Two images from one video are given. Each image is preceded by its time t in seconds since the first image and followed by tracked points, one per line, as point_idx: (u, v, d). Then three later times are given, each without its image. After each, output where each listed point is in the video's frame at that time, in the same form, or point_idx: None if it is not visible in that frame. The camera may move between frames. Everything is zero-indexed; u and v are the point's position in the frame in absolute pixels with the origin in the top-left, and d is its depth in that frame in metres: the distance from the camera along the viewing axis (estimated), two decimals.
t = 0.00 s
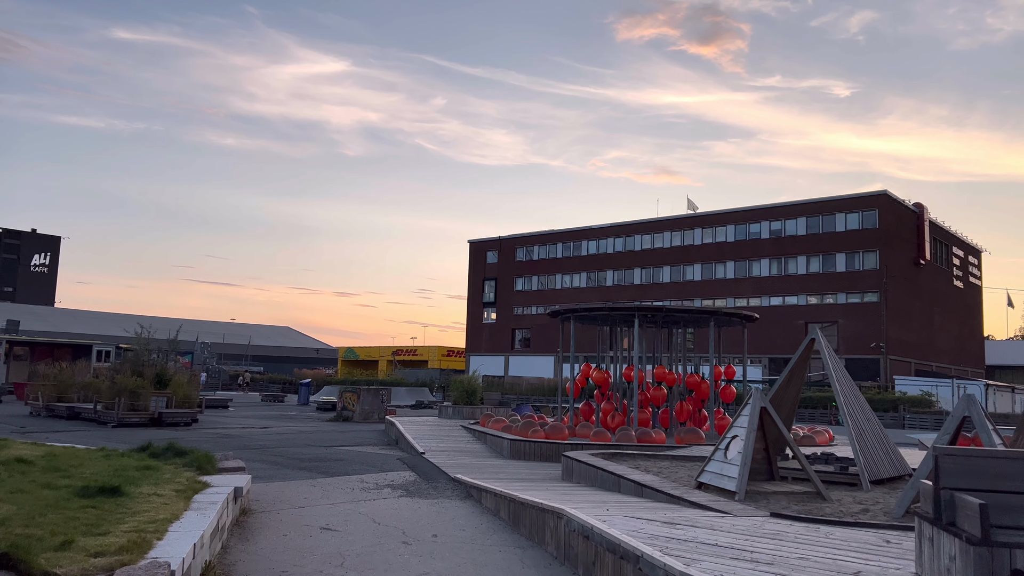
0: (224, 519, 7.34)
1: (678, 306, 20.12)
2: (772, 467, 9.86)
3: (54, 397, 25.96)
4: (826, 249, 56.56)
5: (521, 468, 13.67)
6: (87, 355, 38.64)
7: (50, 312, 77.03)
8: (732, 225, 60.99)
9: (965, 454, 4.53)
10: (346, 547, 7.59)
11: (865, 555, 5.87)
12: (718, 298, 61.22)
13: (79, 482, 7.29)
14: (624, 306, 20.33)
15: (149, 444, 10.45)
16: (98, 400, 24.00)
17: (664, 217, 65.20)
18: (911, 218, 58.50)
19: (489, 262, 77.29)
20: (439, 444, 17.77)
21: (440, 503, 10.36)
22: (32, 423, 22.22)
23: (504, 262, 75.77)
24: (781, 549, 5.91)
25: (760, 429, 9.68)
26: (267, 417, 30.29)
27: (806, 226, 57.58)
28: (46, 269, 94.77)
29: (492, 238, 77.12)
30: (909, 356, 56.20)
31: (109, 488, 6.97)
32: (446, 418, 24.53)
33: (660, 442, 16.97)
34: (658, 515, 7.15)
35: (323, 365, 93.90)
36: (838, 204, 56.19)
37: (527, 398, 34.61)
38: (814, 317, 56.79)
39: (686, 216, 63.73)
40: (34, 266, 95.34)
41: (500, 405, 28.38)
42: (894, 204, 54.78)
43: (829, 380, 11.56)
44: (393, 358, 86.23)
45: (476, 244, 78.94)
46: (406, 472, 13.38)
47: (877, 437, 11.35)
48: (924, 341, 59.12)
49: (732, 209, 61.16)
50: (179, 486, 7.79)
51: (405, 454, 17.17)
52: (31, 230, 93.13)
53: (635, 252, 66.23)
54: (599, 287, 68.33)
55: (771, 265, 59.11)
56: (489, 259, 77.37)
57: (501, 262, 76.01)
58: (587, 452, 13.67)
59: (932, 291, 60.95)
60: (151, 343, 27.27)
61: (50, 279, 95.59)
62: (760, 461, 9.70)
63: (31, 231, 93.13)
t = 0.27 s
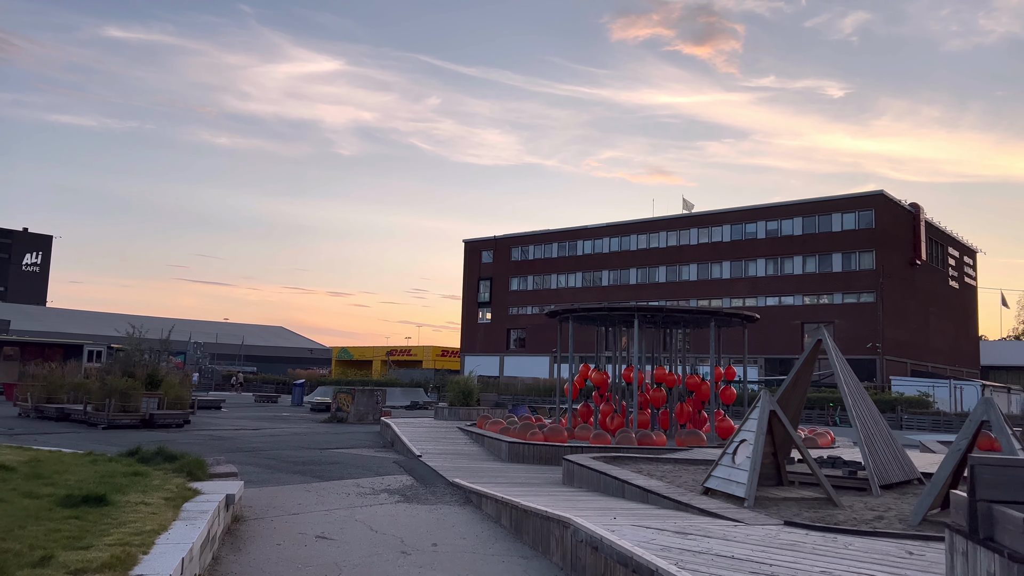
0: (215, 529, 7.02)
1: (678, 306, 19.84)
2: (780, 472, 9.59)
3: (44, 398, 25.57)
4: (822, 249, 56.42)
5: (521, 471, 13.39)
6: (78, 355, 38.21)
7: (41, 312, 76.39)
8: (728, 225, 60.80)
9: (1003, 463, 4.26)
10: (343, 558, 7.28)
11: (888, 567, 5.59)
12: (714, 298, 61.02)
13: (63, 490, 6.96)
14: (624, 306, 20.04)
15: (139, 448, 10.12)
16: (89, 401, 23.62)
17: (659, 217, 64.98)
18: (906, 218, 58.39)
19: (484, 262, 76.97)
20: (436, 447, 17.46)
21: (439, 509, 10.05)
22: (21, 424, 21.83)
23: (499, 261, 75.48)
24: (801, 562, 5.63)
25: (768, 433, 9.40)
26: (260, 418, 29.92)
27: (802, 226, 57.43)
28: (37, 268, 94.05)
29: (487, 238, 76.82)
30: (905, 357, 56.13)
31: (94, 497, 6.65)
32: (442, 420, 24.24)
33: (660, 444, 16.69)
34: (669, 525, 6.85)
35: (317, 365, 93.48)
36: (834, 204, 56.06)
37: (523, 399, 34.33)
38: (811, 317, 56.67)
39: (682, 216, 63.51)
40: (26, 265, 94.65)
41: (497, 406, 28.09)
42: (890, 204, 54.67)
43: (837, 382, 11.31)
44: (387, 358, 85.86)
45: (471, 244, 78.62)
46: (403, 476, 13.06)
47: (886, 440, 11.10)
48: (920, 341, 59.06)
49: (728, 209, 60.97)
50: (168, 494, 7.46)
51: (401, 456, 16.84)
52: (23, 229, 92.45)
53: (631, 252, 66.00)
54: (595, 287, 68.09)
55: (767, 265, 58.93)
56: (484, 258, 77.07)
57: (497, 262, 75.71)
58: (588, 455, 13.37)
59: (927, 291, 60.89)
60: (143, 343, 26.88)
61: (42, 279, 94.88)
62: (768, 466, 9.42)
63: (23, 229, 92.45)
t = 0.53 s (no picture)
0: (208, 532, 6.74)
1: (677, 304, 19.61)
2: (789, 471, 9.34)
3: (32, 397, 25.19)
4: (816, 249, 56.37)
5: (519, 471, 13.15)
6: (67, 354, 37.75)
7: (29, 311, 75.64)
8: (722, 224, 60.67)
9: None
10: (344, 559, 7.04)
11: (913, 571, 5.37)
12: (707, 298, 60.90)
13: (49, 490, 6.68)
14: (622, 303, 19.80)
15: (129, 447, 9.82)
16: (77, 400, 23.24)
17: (653, 216, 64.81)
18: (900, 217, 58.35)
19: (477, 261, 76.67)
20: (432, 446, 17.18)
21: (439, 510, 9.77)
22: (8, 423, 21.42)
23: (492, 260, 75.20)
24: (823, 564, 5.39)
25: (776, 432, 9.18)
26: (252, 417, 29.55)
27: (795, 225, 57.37)
28: (26, 267, 93.15)
29: (480, 236, 76.53)
30: (898, 356, 56.17)
31: (81, 497, 6.36)
32: (437, 419, 23.96)
33: (660, 443, 16.46)
34: (680, 526, 6.59)
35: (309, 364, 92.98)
36: (827, 203, 56.02)
37: (518, 397, 34.08)
38: (804, 316, 56.62)
39: (676, 215, 63.36)
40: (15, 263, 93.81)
41: (492, 405, 27.82)
42: (883, 203, 54.66)
43: (843, 380, 11.08)
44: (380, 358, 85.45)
45: (464, 243, 78.31)
46: (400, 476, 12.77)
47: (893, 439, 10.89)
48: (913, 340, 59.09)
49: (722, 208, 60.86)
50: (159, 495, 7.15)
51: (396, 455, 16.57)
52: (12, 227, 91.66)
53: (624, 251, 65.83)
54: (589, 286, 67.90)
55: (761, 264, 58.83)
56: (477, 257, 76.76)
57: (490, 261, 75.44)
58: (588, 454, 13.11)
59: (920, 291, 60.94)
60: (133, 342, 26.50)
61: (31, 278, 94.01)
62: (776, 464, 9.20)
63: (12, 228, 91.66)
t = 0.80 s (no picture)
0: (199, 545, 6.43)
1: (674, 306, 19.38)
2: (796, 477, 9.12)
3: (16, 398, 24.73)
4: (808, 249, 56.34)
5: (517, 475, 12.89)
6: (52, 355, 37.19)
7: (15, 310, 74.81)
8: (714, 224, 60.56)
9: None
10: (341, 572, 6.75)
11: None
12: (699, 298, 60.78)
13: (29, 502, 6.34)
14: (618, 304, 19.53)
15: (115, 454, 9.49)
16: (62, 401, 22.80)
17: (645, 216, 64.62)
18: (891, 217, 58.39)
19: (468, 261, 76.34)
20: (427, 449, 16.89)
21: (436, 518, 9.48)
22: None
23: (484, 260, 74.89)
24: None
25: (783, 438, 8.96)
26: (242, 419, 29.18)
27: (788, 225, 57.32)
28: (12, 266, 92.19)
29: (471, 236, 76.20)
30: (890, 356, 56.23)
31: (64, 510, 6.04)
32: (430, 421, 23.69)
33: (658, 447, 16.22)
34: (692, 538, 6.34)
35: (298, 365, 92.42)
36: (820, 203, 55.99)
37: (510, 399, 33.82)
38: (796, 316, 56.60)
39: (668, 215, 63.19)
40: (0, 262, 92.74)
41: (485, 406, 27.56)
42: (875, 203, 54.68)
43: (849, 382, 10.83)
44: (370, 358, 85.00)
45: (455, 242, 77.95)
46: (395, 481, 12.47)
47: (899, 443, 10.68)
48: (904, 341, 59.19)
49: (714, 208, 60.73)
50: (147, 505, 6.83)
51: (390, 459, 16.25)
52: None
53: (617, 251, 65.64)
54: (580, 286, 67.68)
55: (753, 265, 58.73)
56: (468, 257, 76.44)
57: (481, 260, 75.12)
58: (587, 458, 12.84)
59: (911, 291, 61.03)
60: (120, 342, 26.10)
61: (18, 277, 93.04)
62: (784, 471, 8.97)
63: None
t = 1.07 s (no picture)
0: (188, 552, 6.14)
1: (669, 305, 19.18)
2: (801, 479, 8.90)
3: None
4: (799, 249, 56.36)
5: (513, 477, 12.65)
6: (37, 354, 36.64)
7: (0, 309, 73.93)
8: (705, 224, 60.48)
9: None
10: None
11: None
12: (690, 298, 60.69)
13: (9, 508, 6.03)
14: (613, 303, 19.29)
15: (101, 455, 9.19)
16: (47, 401, 22.37)
17: (636, 215, 64.44)
18: (881, 217, 58.50)
19: (459, 260, 76.04)
20: (420, 450, 16.59)
21: (433, 522, 9.20)
22: None
23: (474, 259, 74.61)
24: None
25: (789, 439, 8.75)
26: (231, 419, 28.80)
27: (778, 225, 57.33)
28: None
29: (462, 235, 75.90)
30: (879, 356, 56.35)
31: (46, 515, 5.75)
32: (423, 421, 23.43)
33: (655, 447, 16.00)
34: (702, 543, 6.10)
35: (287, 364, 91.83)
36: (810, 203, 56.02)
37: (502, 399, 33.59)
38: (787, 316, 56.62)
39: (659, 215, 63.01)
40: None
41: (477, 406, 27.29)
42: (865, 203, 54.76)
43: (852, 382, 10.65)
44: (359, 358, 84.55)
45: (445, 242, 77.62)
46: (389, 483, 12.17)
47: (903, 443, 10.52)
48: (894, 341, 59.33)
49: (705, 208, 60.66)
50: (134, 510, 6.54)
51: (383, 461, 15.95)
52: None
53: (607, 250, 65.48)
54: (571, 286, 67.47)
55: (743, 264, 58.66)
56: (458, 256, 76.13)
57: (471, 260, 74.83)
58: (586, 459, 12.59)
59: (901, 291, 61.19)
60: (106, 342, 25.67)
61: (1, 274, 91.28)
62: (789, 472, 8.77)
63: None
